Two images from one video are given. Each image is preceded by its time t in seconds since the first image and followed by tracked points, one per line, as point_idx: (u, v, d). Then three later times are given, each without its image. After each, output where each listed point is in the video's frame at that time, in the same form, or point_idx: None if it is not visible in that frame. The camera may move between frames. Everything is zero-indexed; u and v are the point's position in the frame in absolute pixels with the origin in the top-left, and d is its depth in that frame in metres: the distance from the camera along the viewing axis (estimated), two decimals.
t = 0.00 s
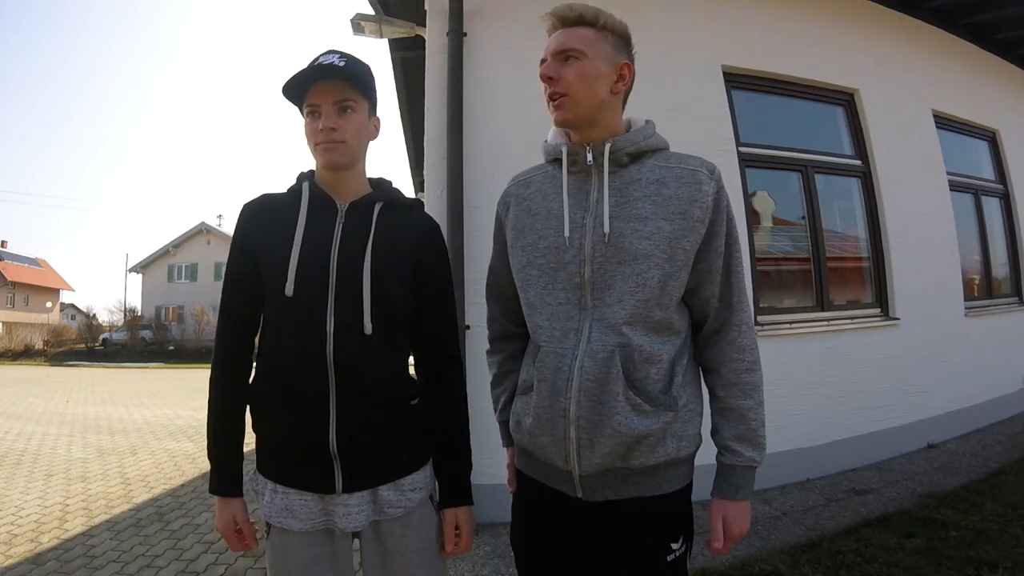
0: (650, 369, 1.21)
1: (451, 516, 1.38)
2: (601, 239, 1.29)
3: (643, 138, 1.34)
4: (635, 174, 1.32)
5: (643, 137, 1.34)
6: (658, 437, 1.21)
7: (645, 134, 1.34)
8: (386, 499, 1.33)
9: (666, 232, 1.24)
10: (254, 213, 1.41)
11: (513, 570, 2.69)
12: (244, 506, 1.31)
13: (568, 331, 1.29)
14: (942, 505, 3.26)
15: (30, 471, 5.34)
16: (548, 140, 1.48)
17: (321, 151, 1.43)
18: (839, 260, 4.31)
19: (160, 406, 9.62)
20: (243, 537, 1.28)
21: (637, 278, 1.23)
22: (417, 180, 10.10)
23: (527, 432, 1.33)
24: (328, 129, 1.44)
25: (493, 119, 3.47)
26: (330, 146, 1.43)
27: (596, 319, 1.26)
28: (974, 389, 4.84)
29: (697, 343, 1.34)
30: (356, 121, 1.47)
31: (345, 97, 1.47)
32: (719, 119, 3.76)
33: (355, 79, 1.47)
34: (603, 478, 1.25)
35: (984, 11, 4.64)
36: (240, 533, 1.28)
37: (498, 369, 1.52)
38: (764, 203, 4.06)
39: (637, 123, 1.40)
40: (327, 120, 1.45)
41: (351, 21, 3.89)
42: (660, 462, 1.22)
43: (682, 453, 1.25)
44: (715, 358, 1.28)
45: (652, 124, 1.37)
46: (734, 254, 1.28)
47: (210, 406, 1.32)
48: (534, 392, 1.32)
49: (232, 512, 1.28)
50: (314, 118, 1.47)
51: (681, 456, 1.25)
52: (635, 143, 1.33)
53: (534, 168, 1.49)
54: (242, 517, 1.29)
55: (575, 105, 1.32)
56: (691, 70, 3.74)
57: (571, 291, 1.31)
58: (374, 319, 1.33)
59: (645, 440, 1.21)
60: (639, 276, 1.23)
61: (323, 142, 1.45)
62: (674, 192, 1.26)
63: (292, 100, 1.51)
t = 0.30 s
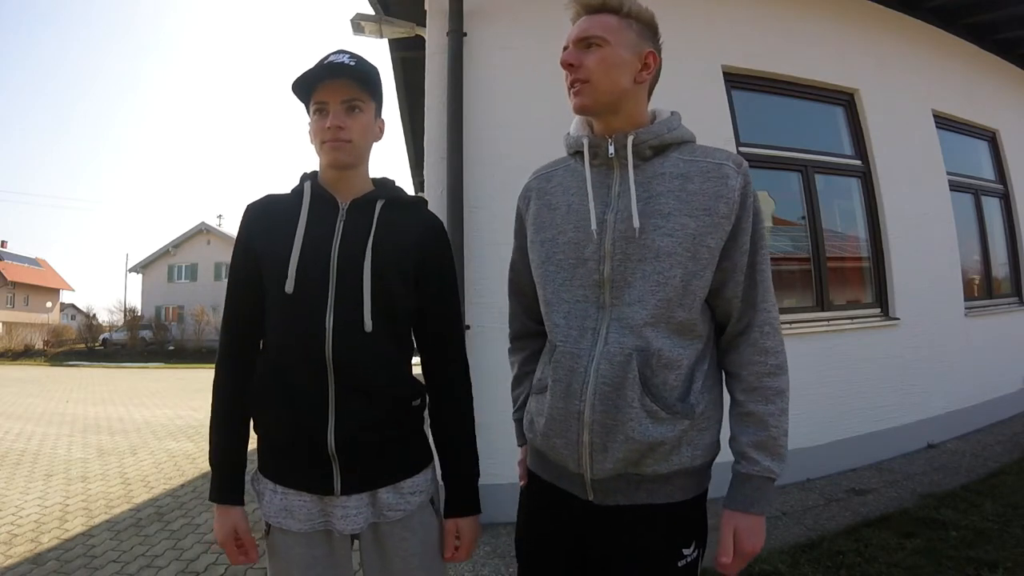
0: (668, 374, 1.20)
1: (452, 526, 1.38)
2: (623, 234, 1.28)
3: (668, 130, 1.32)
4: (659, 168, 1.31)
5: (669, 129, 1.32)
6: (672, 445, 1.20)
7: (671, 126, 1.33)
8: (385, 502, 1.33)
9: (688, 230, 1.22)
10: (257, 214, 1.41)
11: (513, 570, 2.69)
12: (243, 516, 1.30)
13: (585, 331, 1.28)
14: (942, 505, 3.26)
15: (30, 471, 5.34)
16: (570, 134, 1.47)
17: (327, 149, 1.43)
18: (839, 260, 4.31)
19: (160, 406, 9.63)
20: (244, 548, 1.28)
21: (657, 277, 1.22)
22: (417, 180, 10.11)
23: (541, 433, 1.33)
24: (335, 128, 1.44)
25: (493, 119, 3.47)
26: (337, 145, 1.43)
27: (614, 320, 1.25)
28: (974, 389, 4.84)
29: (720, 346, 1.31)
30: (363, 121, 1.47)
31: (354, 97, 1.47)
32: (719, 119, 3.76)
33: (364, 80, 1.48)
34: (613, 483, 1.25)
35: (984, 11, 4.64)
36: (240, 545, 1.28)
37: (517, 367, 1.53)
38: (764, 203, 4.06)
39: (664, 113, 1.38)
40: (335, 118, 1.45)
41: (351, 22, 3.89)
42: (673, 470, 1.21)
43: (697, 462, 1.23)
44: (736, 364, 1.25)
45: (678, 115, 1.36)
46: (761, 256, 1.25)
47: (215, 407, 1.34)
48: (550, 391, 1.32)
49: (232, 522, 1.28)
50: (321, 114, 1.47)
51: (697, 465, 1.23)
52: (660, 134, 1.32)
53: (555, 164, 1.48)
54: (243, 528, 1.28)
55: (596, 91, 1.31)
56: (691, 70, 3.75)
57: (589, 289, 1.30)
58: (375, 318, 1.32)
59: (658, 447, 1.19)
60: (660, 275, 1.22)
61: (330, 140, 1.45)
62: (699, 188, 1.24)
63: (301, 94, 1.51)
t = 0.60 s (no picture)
0: (681, 374, 1.20)
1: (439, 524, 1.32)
2: (639, 232, 1.28)
3: (686, 125, 1.32)
4: (675, 166, 1.31)
5: (685, 125, 1.32)
6: (685, 446, 1.20)
7: (687, 123, 1.33)
8: (386, 502, 1.33)
9: (705, 228, 1.21)
10: (256, 215, 1.41)
11: (513, 570, 2.69)
12: (246, 515, 1.28)
13: (598, 330, 1.28)
14: (942, 505, 3.26)
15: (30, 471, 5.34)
16: (586, 130, 1.48)
17: (331, 149, 1.43)
18: (839, 260, 4.31)
19: (161, 406, 9.64)
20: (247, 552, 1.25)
21: (673, 275, 1.21)
22: (417, 180, 10.11)
23: (553, 433, 1.33)
24: (340, 128, 1.43)
25: (494, 119, 3.47)
26: (341, 145, 1.43)
27: (629, 319, 1.25)
28: (974, 389, 4.84)
29: (735, 347, 1.31)
30: (367, 123, 1.47)
31: (360, 98, 1.47)
32: (720, 119, 3.76)
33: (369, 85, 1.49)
34: (624, 483, 1.25)
35: (983, 11, 4.64)
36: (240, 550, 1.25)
37: (525, 365, 1.53)
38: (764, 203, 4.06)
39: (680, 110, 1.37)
40: (340, 118, 1.44)
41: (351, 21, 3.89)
42: (686, 472, 1.21)
43: (709, 464, 1.23)
44: (752, 365, 1.24)
45: (693, 110, 1.35)
46: (776, 256, 1.25)
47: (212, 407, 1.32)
48: (563, 391, 1.32)
49: (234, 521, 1.25)
50: (326, 113, 1.46)
51: (708, 467, 1.23)
52: (677, 131, 1.31)
53: (570, 159, 1.49)
54: (245, 528, 1.25)
55: (612, 87, 1.31)
56: (691, 70, 3.75)
57: (603, 289, 1.30)
58: (376, 317, 1.32)
59: (671, 448, 1.19)
60: (675, 275, 1.21)
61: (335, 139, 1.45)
62: (714, 186, 1.24)
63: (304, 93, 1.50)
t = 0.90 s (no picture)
0: (685, 374, 1.20)
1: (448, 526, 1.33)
2: (642, 234, 1.27)
3: (688, 129, 1.32)
4: (677, 168, 1.30)
5: (688, 128, 1.32)
6: (689, 446, 1.20)
7: (689, 125, 1.33)
8: (387, 503, 1.33)
9: (707, 230, 1.22)
10: (255, 215, 1.40)
11: (513, 570, 2.69)
12: (247, 522, 1.28)
13: (602, 331, 1.28)
14: (942, 505, 3.26)
15: (30, 471, 5.34)
16: (589, 133, 1.48)
17: (336, 146, 1.43)
18: (839, 260, 4.31)
19: (160, 406, 9.63)
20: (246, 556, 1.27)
21: (676, 276, 1.21)
22: (417, 180, 10.10)
23: (557, 434, 1.33)
24: (346, 124, 1.43)
25: (494, 119, 3.47)
26: (346, 143, 1.44)
27: (632, 320, 1.24)
28: (974, 389, 4.85)
29: (737, 347, 1.31)
30: (371, 120, 1.48)
31: (365, 96, 1.48)
32: (720, 119, 3.76)
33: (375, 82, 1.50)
34: (628, 483, 1.25)
35: (983, 11, 4.64)
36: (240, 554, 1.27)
37: (525, 369, 1.53)
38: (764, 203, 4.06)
39: (682, 113, 1.37)
40: (346, 115, 1.45)
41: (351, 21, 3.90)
42: (689, 471, 1.21)
43: (713, 463, 1.23)
44: (756, 365, 1.24)
45: (696, 113, 1.36)
46: (778, 257, 1.25)
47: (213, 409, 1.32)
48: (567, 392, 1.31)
49: (235, 528, 1.26)
50: (330, 111, 1.46)
51: (711, 466, 1.23)
52: (679, 134, 1.31)
53: (574, 163, 1.49)
54: (245, 534, 1.26)
55: (619, 90, 1.31)
56: (691, 70, 3.75)
57: (607, 290, 1.30)
58: (378, 317, 1.32)
59: (675, 448, 1.19)
60: (679, 276, 1.21)
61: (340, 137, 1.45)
62: (716, 188, 1.24)
63: (307, 91, 1.50)
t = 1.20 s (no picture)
0: (674, 369, 1.20)
1: (457, 523, 1.38)
2: (627, 236, 1.28)
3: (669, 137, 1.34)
4: (660, 172, 1.32)
5: (669, 136, 1.34)
6: (678, 440, 1.20)
7: (670, 134, 1.35)
8: (386, 503, 1.33)
9: (690, 230, 1.23)
10: (254, 215, 1.40)
11: (513, 570, 2.69)
12: (240, 517, 1.30)
13: (590, 329, 1.28)
14: (942, 505, 3.26)
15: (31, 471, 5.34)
16: (571, 141, 1.48)
17: (337, 146, 1.43)
18: (839, 260, 4.31)
19: (160, 406, 9.62)
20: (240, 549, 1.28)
21: (662, 275, 1.22)
22: (417, 180, 10.09)
23: (545, 434, 1.32)
24: (349, 123, 1.44)
25: (494, 119, 3.47)
26: (349, 142, 1.44)
27: (619, 318, 1.25)
28: (975, 389, 4.84)
29: (716, 344, 1.31)
30: (373, 120, 1.49)
31: (366, 96, 1.49)
32: (719, 119, 3.76)
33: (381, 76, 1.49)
34: (619, 480, 1.24)
35: (984, 11, 4.64)
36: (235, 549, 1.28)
37: (508, 378, 1.52)
38: (764, 203, 4.06)
39: (659, 123, 1.39)
40: (349, 114, 1.45)
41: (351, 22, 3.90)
42: (679, 466, 1.21)
43: (701, 457, 1.23)
44: (734, 359, 1.23)
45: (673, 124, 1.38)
46: (753, 255, 1.26)
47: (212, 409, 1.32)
48: (555, 391, 1.31)
49: (228, 524, 1.28)
50: (332, 111, 1.46)
51: (700, 460, 1.23)
52: (662, 141, 1.33)
53: (558, 170, 1.49)
54: (238, 528, 1.28)
55: (611, 100, 1.32)
56: (691, 70, 3.75)
57: (594, 289, 1.30)
58: (378, 317, 1.32)
59: (665, 443, 1.19)
60: (665, 274, 1.22)
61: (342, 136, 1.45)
62: (697, 191, 1.26)
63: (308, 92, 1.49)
